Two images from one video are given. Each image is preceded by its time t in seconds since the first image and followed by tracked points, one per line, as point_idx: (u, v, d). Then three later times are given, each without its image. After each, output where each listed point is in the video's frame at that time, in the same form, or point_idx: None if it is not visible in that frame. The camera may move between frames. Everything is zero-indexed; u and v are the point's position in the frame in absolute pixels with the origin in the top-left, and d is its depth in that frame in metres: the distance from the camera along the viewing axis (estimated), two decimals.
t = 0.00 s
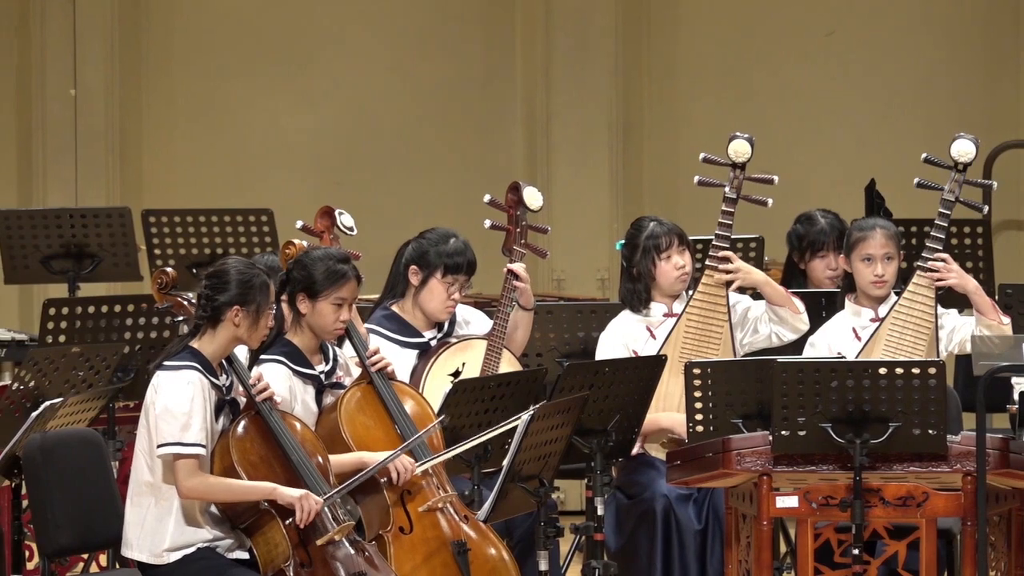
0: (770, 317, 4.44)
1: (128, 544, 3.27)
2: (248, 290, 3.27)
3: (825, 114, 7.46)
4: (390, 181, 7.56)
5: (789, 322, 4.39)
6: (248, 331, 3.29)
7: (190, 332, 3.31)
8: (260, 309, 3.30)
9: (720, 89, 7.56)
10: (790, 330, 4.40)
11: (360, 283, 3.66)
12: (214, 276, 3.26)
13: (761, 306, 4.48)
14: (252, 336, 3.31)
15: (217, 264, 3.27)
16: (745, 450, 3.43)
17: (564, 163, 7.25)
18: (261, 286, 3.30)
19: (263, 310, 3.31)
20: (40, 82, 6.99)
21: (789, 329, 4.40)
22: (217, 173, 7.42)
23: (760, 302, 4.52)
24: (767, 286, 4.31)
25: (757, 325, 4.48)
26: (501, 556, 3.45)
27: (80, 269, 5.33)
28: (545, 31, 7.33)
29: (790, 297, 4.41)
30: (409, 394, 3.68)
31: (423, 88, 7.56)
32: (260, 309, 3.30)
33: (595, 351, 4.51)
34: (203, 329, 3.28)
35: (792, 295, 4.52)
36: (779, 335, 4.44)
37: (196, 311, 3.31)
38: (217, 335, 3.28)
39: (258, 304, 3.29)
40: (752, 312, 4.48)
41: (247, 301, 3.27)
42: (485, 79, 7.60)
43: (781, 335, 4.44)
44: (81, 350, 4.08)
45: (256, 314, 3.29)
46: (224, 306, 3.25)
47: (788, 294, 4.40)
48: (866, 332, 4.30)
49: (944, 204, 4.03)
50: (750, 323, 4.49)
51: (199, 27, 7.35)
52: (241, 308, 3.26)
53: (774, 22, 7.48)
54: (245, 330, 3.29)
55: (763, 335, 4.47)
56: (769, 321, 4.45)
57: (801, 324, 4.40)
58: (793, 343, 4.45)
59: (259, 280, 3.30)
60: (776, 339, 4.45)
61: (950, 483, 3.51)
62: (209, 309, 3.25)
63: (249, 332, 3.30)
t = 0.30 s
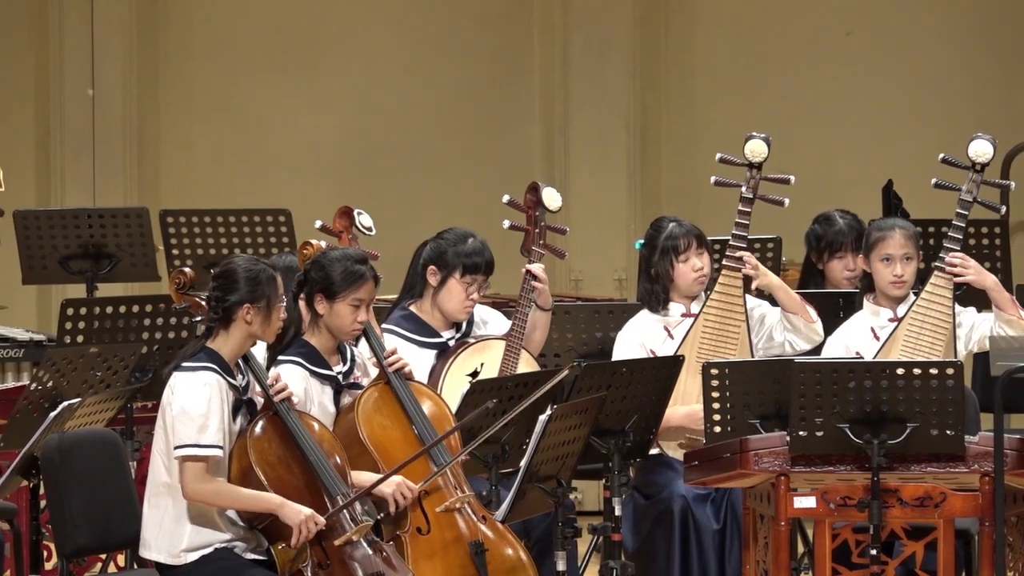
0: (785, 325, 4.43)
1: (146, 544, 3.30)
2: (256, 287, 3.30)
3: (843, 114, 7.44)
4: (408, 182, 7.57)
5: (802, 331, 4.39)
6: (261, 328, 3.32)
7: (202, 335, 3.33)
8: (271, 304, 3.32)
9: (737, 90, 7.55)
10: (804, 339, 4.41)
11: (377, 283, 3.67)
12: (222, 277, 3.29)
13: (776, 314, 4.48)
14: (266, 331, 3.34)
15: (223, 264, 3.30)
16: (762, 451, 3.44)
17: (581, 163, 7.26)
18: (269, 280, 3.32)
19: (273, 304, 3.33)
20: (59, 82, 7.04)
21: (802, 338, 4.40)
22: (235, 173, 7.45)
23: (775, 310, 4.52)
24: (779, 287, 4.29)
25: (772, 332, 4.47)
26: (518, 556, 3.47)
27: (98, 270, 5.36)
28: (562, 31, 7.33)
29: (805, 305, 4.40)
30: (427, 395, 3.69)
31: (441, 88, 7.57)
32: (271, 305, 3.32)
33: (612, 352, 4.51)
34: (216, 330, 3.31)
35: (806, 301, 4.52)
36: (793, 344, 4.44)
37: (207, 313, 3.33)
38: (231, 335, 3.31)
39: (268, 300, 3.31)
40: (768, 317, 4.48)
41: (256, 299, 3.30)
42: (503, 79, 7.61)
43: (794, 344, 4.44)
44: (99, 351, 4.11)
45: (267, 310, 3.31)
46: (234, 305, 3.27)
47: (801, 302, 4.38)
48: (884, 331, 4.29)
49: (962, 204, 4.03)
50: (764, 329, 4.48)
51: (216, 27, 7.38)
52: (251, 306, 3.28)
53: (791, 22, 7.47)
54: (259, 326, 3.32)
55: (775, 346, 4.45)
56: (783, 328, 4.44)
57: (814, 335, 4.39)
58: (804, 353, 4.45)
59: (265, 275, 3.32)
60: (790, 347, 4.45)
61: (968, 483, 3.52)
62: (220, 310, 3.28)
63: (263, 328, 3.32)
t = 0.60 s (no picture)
0: (798, 323, 4.42)
1: (162, 546, 3.30)
2: (254, 283, 3.29)
3: (856, 113, 7.43)
4: (420, 182, 7.58)
5: (816, 329, 4.37)
6: (263, 323, 3.31)
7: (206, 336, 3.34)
8: (270, 298, 3.31)
9: (750, 89, 7.54)
10: (817, 335, 4.39)
11: (388, 283, 3.66)
12: (219, 277, 3.29)
13: (790, 312, 4.49)
14: (268, 325, 3.33)
15: (221, 263, 3.30)
16: (775, 450, 3.44)
17: (593, 163, 7.26)
18: (266, 274, 3.32)
19: (272, 298, 3.32)
20: (73, 82, 7.06)
21: (816, 335, 4.38)
22: (247, 173, 7.46)
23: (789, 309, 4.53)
24: (792, 287, 4.27)
25: (786, 330, 4.48)
26: (530, 556, 3.49)
27: (110, 270, 5.38)
28: (574, 31, 7.33)
29: (817, 302, 4.38)
30: (439, 395, 3.70)
31: (453, 89, 7.58)
32: (269, 300, 3.31)
33: (625, 352, 4.52)
34: (219, 329, 3.32)
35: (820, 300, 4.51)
36: (807, 341, 4.43)
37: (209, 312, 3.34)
38: (234, 333, 3.31)
39: (265, 295, 3.30)
40: (781, 316, 4.49)
41: (255, 295, 3.29)
42: (515, 79, 7.62)
43: (808, 341, 4.43)
44: (112, 350, 4.12)
45: (265, 305, 3.31)
46: (233, 304, 3.27)
47: (814, 299, 4.37)
48: (896, 332, 4.29)
49: (973, 204, 4.02)
50: (779, 327, 4.49)
51: (229, 27, 7.39)
52: (250, 303, 3.28)
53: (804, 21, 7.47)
54: (260, 322, 3.31)
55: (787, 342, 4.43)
56: (797, 326, 4.44)
57: (828, 332, 4.37)
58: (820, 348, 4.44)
59: (262, 269, 3.31)
60: (803, 344, 4.43)
61: (980, 483, 3.51)
62: (220, 311, 3.29)
63: (264, 323, 3.32)
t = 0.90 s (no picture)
0: (810, 322, 4.41)
1: (176, 549, 3.33)
2: (254, 279, 3.30)
3: (867, 113, 7.42)
4: (431, 182, 7.59)
5: (828, 329, 4.37)
6: (265, 319, 3.32)
7: (210, 336, 3.36)
8: (270, 294, 3.31)
9: (761, 89, 7.53)
10: (829, 336, 4.38)
11: (400, 282, 3.66)
12: (220, 274, 3.29)
13: (801, 313, 4.47)
14: (270, 321, 3.33)
15: (221, 261, 3.31)
16: (787, 451, 3.44)
17: (605, 164, 7.26)
18: (265, 270, 3.32)
19: (272, 294, 3.32)
20: (85, 83, 7.08)
21: (828, 335, 4.38)
22: (259, 173, 7.48)
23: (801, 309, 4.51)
24: (806, 287, 4.29)
25: (798, 330, 4.46)
26: (543, 556, 3.47)
27: (122, 270, 5.39)
28: (585, 32, 7.34)
29: (829, 301, 4.38)
30: (451, 394, 3.70)
31: (464, 89, 7.59)
32: (269, 296, 3.32)
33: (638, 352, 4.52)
34: (222, 328, 3.33)
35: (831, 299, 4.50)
36: (818, 342, 4.42)
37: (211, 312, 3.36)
38: (238, 330, 3.32)
39: (265, 291, 3.30)
40: (793, 317, 4.47)
41: (254, 292, 3.29)
42: (526, 80, 7.62)
43: (819, 342, 4.42)
44: (124, 351, 4.13)
45: (266, 301, 3.31)
46: (233, 302, 3.28)
47: (826, 299, 4.37)
48: (908, 332, 4.28)
49: (984, 204, 4.02)
50: (791, 327, 4.47)
51: (241, 27, 7.41)
52: (250, 299, 3.28)
53: (815, 21, 7.46)
54: (262, 319, 3.32)
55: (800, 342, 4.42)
56: (809, 327, 4.42)
57: (840, 332, 4.37)
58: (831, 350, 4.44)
59: (261, 265, 3.32)
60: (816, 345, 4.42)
61: (993, 483, 3.50)
62: (221, 309, 3.30)
63: (266, 319, 3.32)
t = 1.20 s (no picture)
0: (820, 323, 4.41)
1: (190, 550, 3.33)
2: (260, 276, 3.31)
3: (877, 112, 7.41)
4: (441, 182, 7.60)
5: (838, 329, 4.36)
6: (270, 316, 3.33)
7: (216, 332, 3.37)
8: (277, 291, 3.33)
9: (771, 87, 7.53)
10: (840, 337, 4.38)
11: (409, 281, 3.67)
12: (225, 269, 3.32)
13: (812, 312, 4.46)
14: (275, 320, 3.34)
15: (227, 257, 3.33)
16: (797, 450, 3.43)
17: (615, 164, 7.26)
18: (272, 268, 3.34)
19: (279, 291, 3.33)
20: (96, 83, 7.11)
21: (838, 336, 4.37)
22: (269, 173, 7.50)
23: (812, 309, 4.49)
24: (817, 288, 4.28)
25: (808, 330, 4.46)
26: (553, 555, 3.48)
27: (133, 269, 5.41)
28: (595, 31, 7.34)
29: (839, 302, 4.37)
30: (461, 393, 3.71)
31: (474, 88, 7.59)
32: (277, 293, 3.33)
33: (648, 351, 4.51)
34: (228, 324, 3.33)
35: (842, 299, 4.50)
36: (829, 342, 4.43)
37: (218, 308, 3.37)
38: (242, 326, 3.33)
39: (272, 288, 3.32)
40: (804, 316, 4.45)
41: (261, 288, 3.31)
42: (536, 79, 7.62)
43: (830, 342, 4.42)
44: (134, 350, 4.15)
45: (273, 297, 3.32)
46: (240, 296, 3.29)
47: (836, 299, 4.36)
48: (918, 332, 4.28)
49: (993, 203, 4.02)
50: (801, 327, 4.46)
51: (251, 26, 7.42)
52: (257, 294, 3.30)
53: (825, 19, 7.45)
54: (267, 315, 3.33)
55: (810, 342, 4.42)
56: (820, 327, 4.43)
57: (851, 333, 4.37)
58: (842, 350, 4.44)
59: (268, 263, 3.34)
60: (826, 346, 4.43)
61: (1003, 483, 3.52)
62: (227, 303, 3.31)
63: (271, 317, 3.33)
